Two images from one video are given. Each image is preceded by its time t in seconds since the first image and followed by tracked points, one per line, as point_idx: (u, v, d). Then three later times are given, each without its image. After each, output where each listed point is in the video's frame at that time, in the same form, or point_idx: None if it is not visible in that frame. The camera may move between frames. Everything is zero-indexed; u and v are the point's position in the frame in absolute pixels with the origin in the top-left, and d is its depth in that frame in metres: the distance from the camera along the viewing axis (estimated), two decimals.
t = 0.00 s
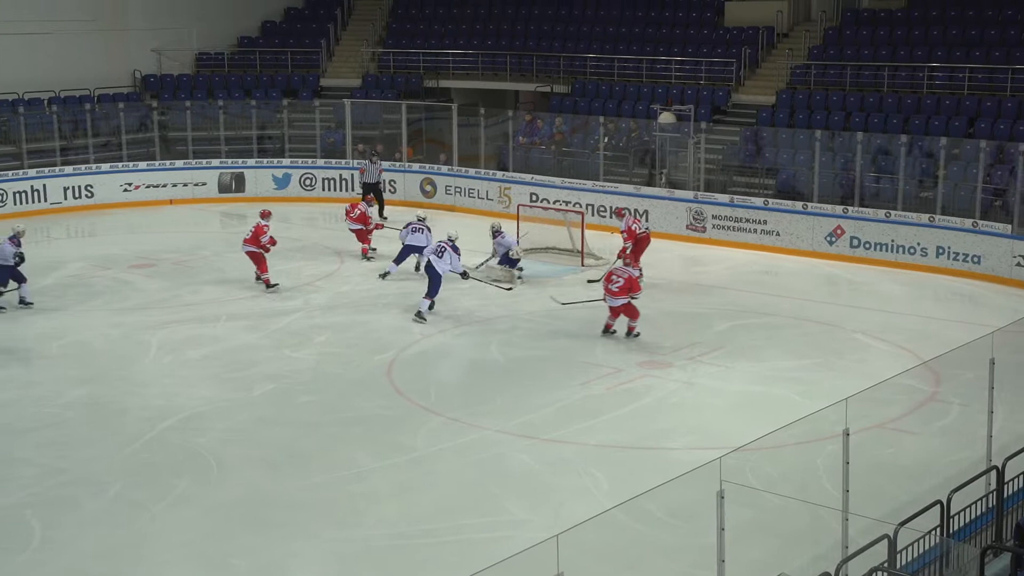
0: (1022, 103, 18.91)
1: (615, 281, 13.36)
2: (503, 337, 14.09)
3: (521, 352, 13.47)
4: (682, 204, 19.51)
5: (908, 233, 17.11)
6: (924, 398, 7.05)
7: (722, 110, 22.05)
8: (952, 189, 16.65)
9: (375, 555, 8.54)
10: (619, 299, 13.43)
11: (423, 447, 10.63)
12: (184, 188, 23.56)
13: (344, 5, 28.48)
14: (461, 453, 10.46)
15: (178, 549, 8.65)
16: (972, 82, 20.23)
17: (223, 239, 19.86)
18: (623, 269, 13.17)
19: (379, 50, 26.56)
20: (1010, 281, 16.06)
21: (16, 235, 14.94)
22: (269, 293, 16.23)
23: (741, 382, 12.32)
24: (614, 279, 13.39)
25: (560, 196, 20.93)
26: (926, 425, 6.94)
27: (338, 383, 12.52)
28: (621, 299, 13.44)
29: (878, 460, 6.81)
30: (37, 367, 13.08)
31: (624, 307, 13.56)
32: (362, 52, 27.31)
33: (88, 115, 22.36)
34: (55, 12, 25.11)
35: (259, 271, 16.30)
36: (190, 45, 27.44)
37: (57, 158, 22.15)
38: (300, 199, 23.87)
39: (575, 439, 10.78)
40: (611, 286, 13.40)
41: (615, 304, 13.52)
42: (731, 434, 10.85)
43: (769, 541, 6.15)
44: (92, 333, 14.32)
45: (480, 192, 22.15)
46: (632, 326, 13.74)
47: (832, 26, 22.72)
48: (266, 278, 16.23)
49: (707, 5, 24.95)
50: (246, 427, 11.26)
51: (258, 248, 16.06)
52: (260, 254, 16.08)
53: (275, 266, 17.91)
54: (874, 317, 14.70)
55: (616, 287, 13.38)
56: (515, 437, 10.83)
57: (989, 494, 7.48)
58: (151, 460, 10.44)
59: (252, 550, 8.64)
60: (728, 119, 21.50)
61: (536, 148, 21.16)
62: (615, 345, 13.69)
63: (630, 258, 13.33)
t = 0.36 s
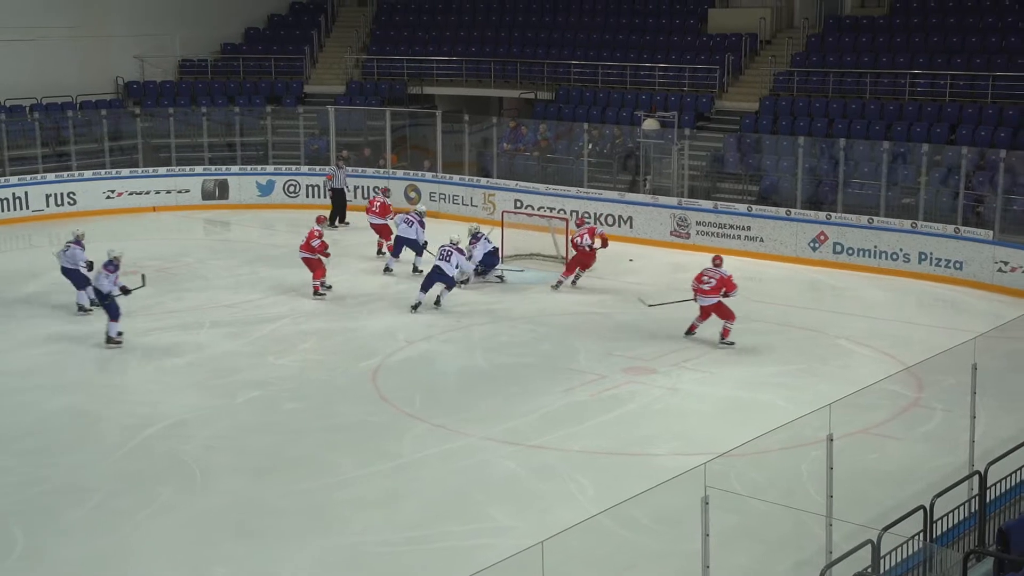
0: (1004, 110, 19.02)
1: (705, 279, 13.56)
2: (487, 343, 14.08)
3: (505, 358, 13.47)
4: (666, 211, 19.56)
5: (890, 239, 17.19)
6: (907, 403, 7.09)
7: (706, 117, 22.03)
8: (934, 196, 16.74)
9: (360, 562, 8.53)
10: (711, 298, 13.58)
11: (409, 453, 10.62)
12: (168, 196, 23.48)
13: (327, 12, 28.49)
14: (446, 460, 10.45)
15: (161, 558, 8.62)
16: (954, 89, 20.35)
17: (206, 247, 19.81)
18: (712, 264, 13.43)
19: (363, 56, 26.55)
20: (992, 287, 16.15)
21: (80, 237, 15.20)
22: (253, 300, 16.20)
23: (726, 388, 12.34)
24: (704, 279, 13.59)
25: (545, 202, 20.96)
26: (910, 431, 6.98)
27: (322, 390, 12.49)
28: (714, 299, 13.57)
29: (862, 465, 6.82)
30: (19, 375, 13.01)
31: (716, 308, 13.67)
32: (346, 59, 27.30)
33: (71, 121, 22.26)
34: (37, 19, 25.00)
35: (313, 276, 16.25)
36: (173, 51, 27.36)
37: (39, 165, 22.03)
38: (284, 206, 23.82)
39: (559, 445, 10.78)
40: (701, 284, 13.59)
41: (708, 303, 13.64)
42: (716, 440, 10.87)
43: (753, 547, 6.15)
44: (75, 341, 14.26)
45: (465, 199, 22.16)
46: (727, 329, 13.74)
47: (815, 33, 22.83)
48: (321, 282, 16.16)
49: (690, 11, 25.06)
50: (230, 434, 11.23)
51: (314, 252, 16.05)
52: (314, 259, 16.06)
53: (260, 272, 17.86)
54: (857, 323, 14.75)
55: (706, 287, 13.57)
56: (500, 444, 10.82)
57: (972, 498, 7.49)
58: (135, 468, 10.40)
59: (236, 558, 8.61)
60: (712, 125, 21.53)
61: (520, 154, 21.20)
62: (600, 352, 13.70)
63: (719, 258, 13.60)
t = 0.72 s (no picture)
0: (961, 114, 19.26)
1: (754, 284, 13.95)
2: (452, 349, 14.06)
3: (470, 364, 13.47)
4: (629, 215, 19.63)
5: (851, 243, 17.34)
6: (867, 406, 7.15)
7: (668, 122, 22.22)
8: (893, 201, 16.92)
9: (325, 569, 8.49)
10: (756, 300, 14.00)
11: (373, 459, 10.59)
12: (129, 202, 23.30)
13: (290, 17, 28.38)
14: (410, 466, 10.42)
15: (122, 567, 8.54)
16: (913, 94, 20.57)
17: (168, 253, 19.67)
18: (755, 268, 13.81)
19: (325, 61, 26.47)
20: (951, 290, 16.32)
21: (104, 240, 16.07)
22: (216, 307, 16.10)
23: (689, 392, 12.39)
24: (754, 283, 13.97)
25: (508, 208, 20.98)
26: (869, 433, 7.04)
27: (286, 397, 12.42)
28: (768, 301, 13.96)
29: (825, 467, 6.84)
30: None
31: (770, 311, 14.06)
32: (308, 63, 27.20)
33: (29, 127, 22.03)
34: None
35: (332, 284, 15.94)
36: (133, 57, 27.17)
37: None
38: (247, 213, 23.69)
39: (523, 450, 10.79)
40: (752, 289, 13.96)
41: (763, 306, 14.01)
42: (680, 443, 10.92)
43: (716, 550, 6.16)
44: (34, 349, 14.10)
45: (428, 204, 22.14)
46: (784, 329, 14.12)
47: (775, 38, 23.02)
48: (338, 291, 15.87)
49: (653, 17, 25.21)
50: (192, 441, 11.14)
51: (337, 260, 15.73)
52: (337, 267, 15.75)
53: (222, 279, 17.76)
54: (819, 326, 14.86)
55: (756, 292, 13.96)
56: (465, 449, 10.81)
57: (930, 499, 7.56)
58: (94, 477, 10.29)
59: (198, 566, 8.54)
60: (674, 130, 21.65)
61: (483, 160, 21.22)
62: (565, 356, 13.71)
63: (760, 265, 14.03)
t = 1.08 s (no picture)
0: (905, 117, 19.56)
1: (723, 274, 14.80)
2: (402, 352, 14.03)
3: (421, 367, 13.44)
4: (579, 217, 19.70)
5: (798, 244, 17.54)
6: (816, 405, 7.23)
7: (617, 124, 22.38)
8: (839, 202, 17.12)
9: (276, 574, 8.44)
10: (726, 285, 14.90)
11: (324, 464, 10.53)
12: (73, 206, 22.96)
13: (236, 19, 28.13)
14: (361, 470, 10.38)
15: None
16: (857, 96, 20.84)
17: (114, 257, 19.42)
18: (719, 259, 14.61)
19: (272, 63, 26.29)
20: (895, 290, 16.57)
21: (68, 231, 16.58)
22: (163, 312, 15.91)
23: (639, 393, 12.47)
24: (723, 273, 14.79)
25: (458, 210, 20.97)
26: (817, 432, 7.13)
27: (235, 401, 12.32)
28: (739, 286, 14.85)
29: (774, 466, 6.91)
30: None
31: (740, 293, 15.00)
32: (255, 65, 26.99)
33: None
34: None
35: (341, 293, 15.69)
36: (75, 59, 26.77)
37: None
38: (194, 216, 23.47)
39: (475, 452, 10.80)
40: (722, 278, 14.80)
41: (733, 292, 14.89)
42: (631, 443, 10.99)
43: (670, 551, 6.20)
44: None
45: (378, 207, 22.07)
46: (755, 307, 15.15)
47: (722, 41, 23.22)
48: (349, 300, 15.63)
49: (601, 20, 25.35)
50: (140, 447, 11.02)
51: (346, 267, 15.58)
52: (348, 273, 15.58)
53: (170, 283, 17.57)
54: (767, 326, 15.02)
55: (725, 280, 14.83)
56: (416, 452, 10.80)
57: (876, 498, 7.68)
58: (40, 485, 10.14)
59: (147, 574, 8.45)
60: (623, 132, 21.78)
61: (433, 162, 21.16)
62: (516, 358, 13.73)
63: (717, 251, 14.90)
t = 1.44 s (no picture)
0: (898, 117, 19.62)
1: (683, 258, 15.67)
2: (396, 353, 14.03)
3: (414, 367, 13.43)
4: (573, 218, 19.72)
5: (791, 245, 17.57)
6: (808, 405, 7.23)
7: (611, 125, 22.44)
8: (832, 203, 17.16)
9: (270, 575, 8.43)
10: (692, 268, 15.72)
11: (317, 465, 10.52)
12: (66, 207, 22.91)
13: (229, 20, 28.12)
14: (354, 471, 10.37)
15: None
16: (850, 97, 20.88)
17: (107, 258, 19.39)
18: (681, 243, 15.50)
19: (266, 64, 26.28)
20: (888, 290, 16.61)
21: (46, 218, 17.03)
22: (156, 313, 15.89)
23: (633, 394, 12.47)
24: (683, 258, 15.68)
25: (452, 211, 20.97)
26: (809, 432, 7.14)
27: (228, 402, 12.31)
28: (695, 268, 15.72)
29: (767, 467, 6.90)
30: None
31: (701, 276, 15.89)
32: (248, 66, 26.97)
33: None
34: None
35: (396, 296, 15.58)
36: (68, 60, 26.73)
37: None
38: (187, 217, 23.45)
39: (468, 453, 10.79)
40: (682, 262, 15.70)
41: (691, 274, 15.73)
42: (625, 444, 10.99)
43: (664, 550, 6.14)
44: None
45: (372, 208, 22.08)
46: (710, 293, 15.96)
47: (715, 42, 23.25)
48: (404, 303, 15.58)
49: (594, 21, 25.39)
50: (133, 448, 11.00)
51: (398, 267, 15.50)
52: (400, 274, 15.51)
53: (163, 284, 17.55)
54: (761, 327, 15.03)
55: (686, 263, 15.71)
56: (408, 453, 10.79)
57: (870, 497, 7.69)
58: (32, 486, 10.11)
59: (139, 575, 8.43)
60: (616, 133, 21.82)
61: (426, 163, 21.14)
62: (510, 359, 13.72)
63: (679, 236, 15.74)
